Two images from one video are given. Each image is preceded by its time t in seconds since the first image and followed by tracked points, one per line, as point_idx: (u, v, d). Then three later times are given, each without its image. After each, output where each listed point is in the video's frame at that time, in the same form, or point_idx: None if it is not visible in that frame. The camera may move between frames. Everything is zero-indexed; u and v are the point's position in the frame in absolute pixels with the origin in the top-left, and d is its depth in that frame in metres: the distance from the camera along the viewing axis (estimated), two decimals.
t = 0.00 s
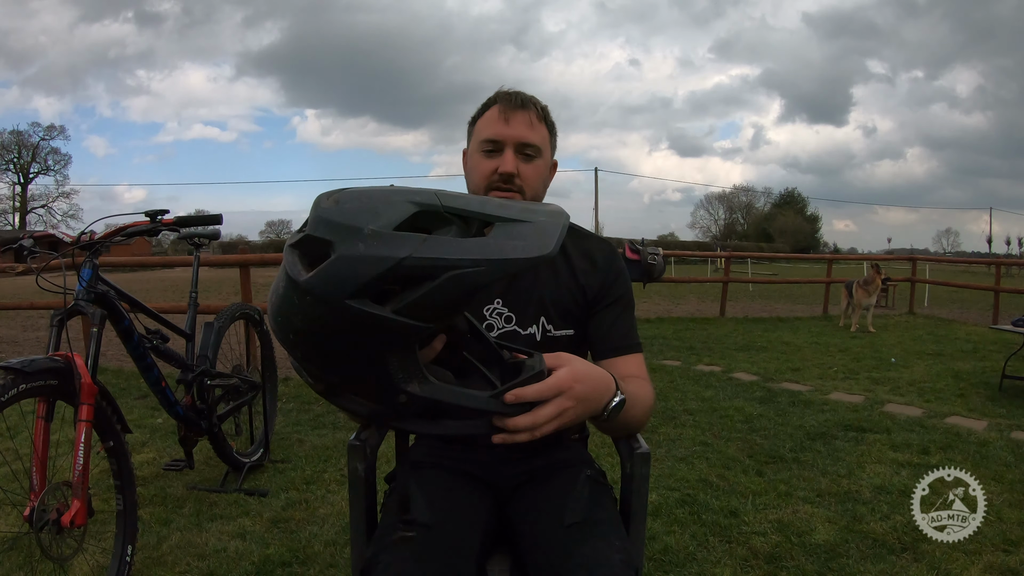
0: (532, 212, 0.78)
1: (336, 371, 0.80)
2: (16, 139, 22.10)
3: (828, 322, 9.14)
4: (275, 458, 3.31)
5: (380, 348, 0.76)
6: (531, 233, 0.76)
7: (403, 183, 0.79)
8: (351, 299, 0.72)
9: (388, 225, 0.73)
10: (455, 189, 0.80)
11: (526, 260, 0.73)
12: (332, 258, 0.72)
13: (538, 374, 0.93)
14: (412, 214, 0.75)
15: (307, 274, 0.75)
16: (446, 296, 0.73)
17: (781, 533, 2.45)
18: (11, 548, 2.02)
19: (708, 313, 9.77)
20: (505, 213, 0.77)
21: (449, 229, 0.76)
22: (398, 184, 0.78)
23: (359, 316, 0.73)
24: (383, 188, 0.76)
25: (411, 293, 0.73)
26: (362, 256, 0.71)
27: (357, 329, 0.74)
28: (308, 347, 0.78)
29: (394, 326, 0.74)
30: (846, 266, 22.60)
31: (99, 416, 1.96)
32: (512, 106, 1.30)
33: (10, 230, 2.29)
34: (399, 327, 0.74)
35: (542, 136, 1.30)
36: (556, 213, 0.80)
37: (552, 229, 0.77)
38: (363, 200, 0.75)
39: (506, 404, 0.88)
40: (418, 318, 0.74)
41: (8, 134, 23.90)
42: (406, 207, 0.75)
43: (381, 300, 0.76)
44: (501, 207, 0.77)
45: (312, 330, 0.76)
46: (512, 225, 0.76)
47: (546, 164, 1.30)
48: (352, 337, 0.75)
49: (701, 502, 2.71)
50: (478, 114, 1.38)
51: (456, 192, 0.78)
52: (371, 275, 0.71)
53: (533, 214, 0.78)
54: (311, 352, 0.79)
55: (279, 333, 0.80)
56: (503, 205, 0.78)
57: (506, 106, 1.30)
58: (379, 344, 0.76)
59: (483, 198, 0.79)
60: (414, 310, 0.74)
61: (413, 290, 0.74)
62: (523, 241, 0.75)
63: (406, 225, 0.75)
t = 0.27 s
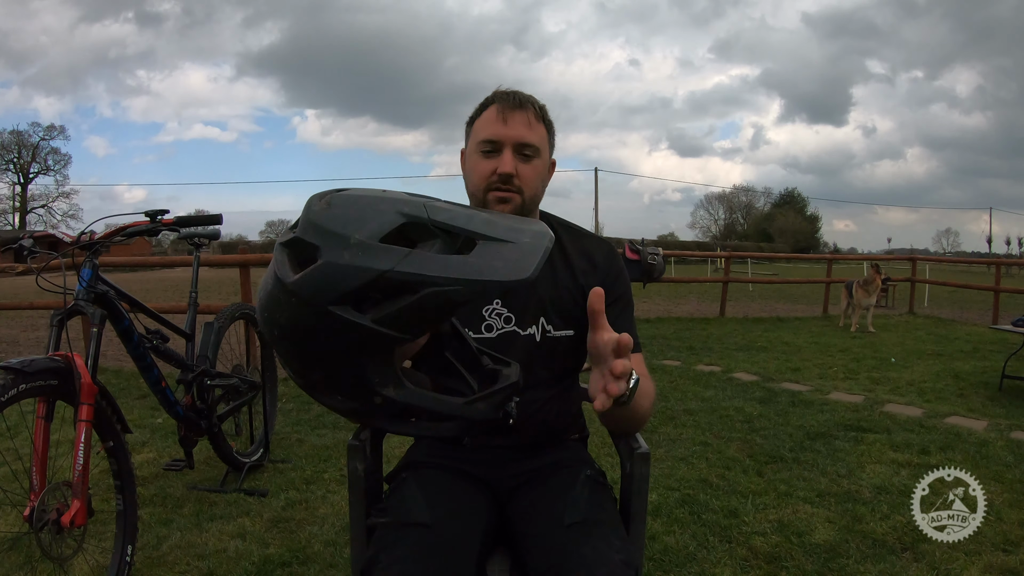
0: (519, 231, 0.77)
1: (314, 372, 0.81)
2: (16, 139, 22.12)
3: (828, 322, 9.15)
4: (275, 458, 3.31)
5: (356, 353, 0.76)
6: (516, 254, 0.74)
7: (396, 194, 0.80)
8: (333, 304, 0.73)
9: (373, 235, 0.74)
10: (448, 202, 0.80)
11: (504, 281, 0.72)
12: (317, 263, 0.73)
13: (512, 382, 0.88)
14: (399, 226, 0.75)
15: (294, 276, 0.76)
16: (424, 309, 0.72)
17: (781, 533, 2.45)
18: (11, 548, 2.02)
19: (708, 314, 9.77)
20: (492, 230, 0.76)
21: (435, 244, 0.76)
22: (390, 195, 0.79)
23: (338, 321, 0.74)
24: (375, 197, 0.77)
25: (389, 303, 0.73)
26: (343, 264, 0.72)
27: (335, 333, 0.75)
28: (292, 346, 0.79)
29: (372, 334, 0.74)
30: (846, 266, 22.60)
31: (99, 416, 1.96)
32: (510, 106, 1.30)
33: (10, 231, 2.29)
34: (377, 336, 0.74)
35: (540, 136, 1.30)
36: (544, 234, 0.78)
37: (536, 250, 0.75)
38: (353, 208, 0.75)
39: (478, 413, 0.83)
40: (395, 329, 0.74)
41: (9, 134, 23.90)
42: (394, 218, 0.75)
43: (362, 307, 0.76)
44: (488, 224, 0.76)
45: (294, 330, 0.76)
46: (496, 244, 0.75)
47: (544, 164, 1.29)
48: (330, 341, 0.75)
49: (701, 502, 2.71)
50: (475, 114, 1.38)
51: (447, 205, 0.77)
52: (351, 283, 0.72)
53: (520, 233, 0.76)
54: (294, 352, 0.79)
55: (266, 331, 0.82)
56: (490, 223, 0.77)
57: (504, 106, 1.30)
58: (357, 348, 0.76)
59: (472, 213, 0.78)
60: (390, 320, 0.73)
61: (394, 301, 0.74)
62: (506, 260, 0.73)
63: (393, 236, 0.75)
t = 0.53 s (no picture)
0: (546, 261, 0.77)
1: (348, 393, 0.83)
2: (16, 139, 22.13)
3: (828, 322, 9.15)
4: (275, 458, 3.31)
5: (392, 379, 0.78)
6: (547, 285, 0.75)
7: (421, 219, 0.79)
8: (369, 337, 0.73)
9: (406, 268, 0.73)
10: (474, 227, 0.79)
11: (537, 318, 0.72)
12: (350, 297, 0.73)
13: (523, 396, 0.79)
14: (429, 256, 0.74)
15: (326, 307, 0.75)
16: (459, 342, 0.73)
17: (781, 533, 2.45)
18: (11, 548, 2.02)
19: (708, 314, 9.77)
20: (520, 260, 0.76)
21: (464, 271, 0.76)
22: (417, 221, 0.78)
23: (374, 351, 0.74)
24: (404, 228, 0.76)
25: (423, 335, 0.74)
26: (379, 298, 0.71)
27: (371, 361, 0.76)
28: (325, 369, 0.80)
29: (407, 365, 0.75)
30: (846, 266, 22.60)
31: (99, 416, 1.96)
32: (510, 107, 1.29)
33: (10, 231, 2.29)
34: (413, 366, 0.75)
35: (540, 137, 1.30)
36: (569, 263, 0.79)
37: (567, 281, 0.75)
38: (383, 239, 0.75)
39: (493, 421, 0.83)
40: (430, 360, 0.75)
41: (9, 134, 23.92)
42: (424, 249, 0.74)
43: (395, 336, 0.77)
44: (517, 254, 0.76)
45: (329, 355, 0.78)
46: (526, 276, 0.75)
47: (544, 165, 1.29)
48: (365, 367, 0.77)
49: (701, 502, 2.71)
50: (476, 114, 1.38)
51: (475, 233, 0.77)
52: (389, 318, 0.72)
53: (548, 264, 0.76)
54: (326, 373, 0.81)
55: (295, 352, 0.82)
56: (517, 252, 0.76)
57: (504, 107, 1.30)
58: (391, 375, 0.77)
59: (500, 240, 0.77)
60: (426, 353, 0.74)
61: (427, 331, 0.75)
62: (537, 292, 0.74)
63: (424, 266, 0.75)
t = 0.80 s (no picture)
0: (622, 334, 0.85)
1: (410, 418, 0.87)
2: (16, 139, 22.15)
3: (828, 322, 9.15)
4: (275, 458, 3.31)
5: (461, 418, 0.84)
6: (620, 358, 0.83)
7: (521, 272, 0.83)
8: (461, 381, 0.78)
9: (508, 321, 0.78)
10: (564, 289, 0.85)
11: (607, 387, 0.81)
12: (455, 341, 0.77)
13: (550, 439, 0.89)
14: (529, 314, 0.79)
15: (424, 344, 0.79)
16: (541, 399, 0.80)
17: (781, 533, 2.45)
18: (11, 548, 2.01)
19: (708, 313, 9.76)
20: (603, 331, 0.83)
21: (551, 332, 0.82)
22: (518, 275, 0.82)
23: (461, 394, 0.79)
24: (507, 280, 0.80)
25: (507, 387, 0.79)
26: (482, 349, 0.76)
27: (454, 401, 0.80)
28: (398, 396, 0.84)
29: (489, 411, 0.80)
30: (846, 266, 22.60)
31: (99, 416, 1.95)
32: (512, 109, 1.29)
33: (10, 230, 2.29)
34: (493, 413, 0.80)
35: (542, 138, 1.29)
36: (636, 338, 0.87)
37: (634, 357, 0.85)
38: (490, 289, 0.79)
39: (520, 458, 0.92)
40: (510, 411, 0.80)
41: (8, 134, 23.92)
42: (526, 306, 0.79)
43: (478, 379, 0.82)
44: (601, 324, 0.83)
45: (410, 387, 0.81)
46: (605, 348, 0.83)
47: (546, 167, 1.29)
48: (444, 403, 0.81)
49: (701, 502, 2.71)
50: (478, 114, 1.37)
51: (568, 296, 0.82)
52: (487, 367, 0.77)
53: (623, 337, 0.84)
54: (398, 399, 0.85)
55: (371, 373, 0.85)
56: (599, 321, 0.83)
57: (506, 108, 1.29)
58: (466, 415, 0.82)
59: (587, 307, 0.84)
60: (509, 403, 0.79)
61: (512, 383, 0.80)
62: (612, 366, 0.82)
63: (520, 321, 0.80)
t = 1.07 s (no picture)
0: (614, 333, 0.85)
1: (405, 423, 0.87)
2: (16, 139, 22.16)
3: (828, 322, 9.15)
4: (275, 458, 3.32)
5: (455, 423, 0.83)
6: (612, 358, 0.83)
7: (511, 273, 0.83)
8: (454, 385, 0.78)
9: (499, 324, 0.78)
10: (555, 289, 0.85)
11: (600, 388, 0.81)
12: (446, 344, 0.77)
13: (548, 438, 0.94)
14: (520, 316, 0.80)
15: (415, 348, 0.79)
16: (532, 401, 0.79)
17: (781, 533, 2.45)
18: (11, 548, 2.02)
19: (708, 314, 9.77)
20: (595, 331, 0.83)
21: (542, 334, 0.82)
22: (509, 277, 0.82)
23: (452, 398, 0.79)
24: (498, 282, 0.80)
25: (500, 390, 0.79)
26: (474, 353, 0.76)
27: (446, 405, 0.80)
28: (390, 401, 0.83)
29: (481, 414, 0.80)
30: (846, 266, 22.60)
31: (99, 416, 1.95)
32: (517, 111, 1.28)
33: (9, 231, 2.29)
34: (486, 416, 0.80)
35: (545, 142, 1.29)
36: (628, 338, 0.88)
37: (627, 357, 0.85)
38: (481, 292, 0.79)
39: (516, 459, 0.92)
40: (504, 414, 0.80)
41: (8, 133, 23.92)
42: (516, 307, 0.79)
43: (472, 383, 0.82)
44: (592, 325, 0.83)
45: (402, 391, 0.81)
46: (598, 348, 0.83)
47: (548, 171, 1.29)
48: (436, 407, 0.81)
49: (701, 502, 2.72)
50: (482, 113, 1.37)
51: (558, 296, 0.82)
52: (479, 371, 0.77)
53: (615, 337, 0.85)
54: (391, 405, 0.84)
55: (363, 377, 0.85)
56: (591, 322, 0.84)
57: (511, 110, 1.28)
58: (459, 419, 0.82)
59: (578, 307, 0.84)
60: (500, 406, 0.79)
61: (504, 385, 0.80)
62: (604, 366, 0.82)
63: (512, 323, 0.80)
